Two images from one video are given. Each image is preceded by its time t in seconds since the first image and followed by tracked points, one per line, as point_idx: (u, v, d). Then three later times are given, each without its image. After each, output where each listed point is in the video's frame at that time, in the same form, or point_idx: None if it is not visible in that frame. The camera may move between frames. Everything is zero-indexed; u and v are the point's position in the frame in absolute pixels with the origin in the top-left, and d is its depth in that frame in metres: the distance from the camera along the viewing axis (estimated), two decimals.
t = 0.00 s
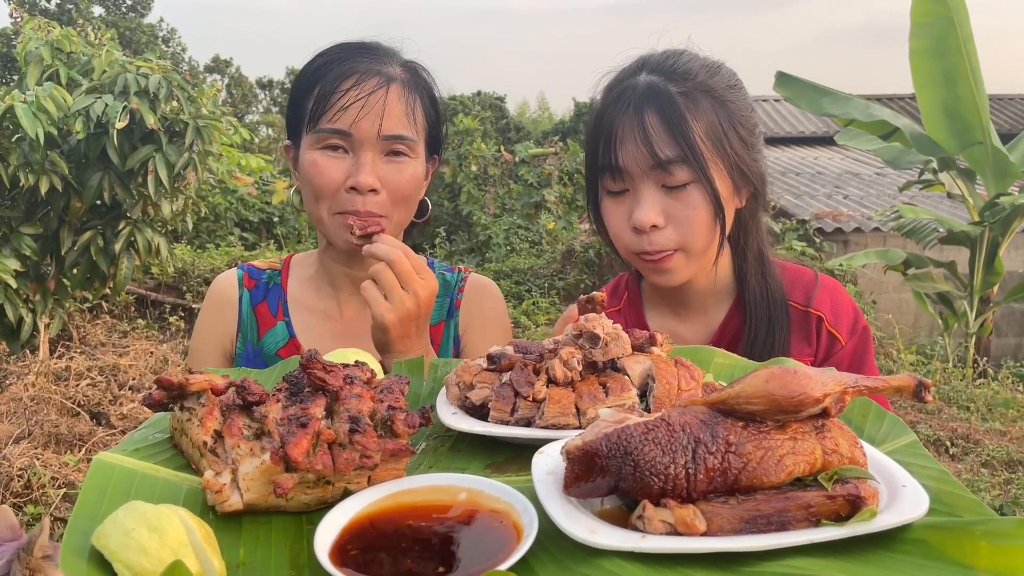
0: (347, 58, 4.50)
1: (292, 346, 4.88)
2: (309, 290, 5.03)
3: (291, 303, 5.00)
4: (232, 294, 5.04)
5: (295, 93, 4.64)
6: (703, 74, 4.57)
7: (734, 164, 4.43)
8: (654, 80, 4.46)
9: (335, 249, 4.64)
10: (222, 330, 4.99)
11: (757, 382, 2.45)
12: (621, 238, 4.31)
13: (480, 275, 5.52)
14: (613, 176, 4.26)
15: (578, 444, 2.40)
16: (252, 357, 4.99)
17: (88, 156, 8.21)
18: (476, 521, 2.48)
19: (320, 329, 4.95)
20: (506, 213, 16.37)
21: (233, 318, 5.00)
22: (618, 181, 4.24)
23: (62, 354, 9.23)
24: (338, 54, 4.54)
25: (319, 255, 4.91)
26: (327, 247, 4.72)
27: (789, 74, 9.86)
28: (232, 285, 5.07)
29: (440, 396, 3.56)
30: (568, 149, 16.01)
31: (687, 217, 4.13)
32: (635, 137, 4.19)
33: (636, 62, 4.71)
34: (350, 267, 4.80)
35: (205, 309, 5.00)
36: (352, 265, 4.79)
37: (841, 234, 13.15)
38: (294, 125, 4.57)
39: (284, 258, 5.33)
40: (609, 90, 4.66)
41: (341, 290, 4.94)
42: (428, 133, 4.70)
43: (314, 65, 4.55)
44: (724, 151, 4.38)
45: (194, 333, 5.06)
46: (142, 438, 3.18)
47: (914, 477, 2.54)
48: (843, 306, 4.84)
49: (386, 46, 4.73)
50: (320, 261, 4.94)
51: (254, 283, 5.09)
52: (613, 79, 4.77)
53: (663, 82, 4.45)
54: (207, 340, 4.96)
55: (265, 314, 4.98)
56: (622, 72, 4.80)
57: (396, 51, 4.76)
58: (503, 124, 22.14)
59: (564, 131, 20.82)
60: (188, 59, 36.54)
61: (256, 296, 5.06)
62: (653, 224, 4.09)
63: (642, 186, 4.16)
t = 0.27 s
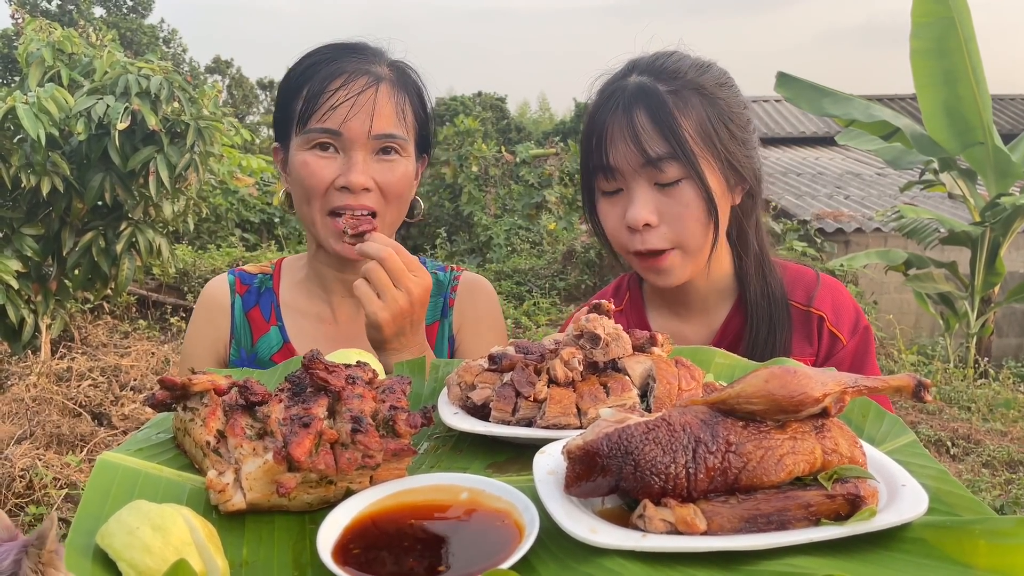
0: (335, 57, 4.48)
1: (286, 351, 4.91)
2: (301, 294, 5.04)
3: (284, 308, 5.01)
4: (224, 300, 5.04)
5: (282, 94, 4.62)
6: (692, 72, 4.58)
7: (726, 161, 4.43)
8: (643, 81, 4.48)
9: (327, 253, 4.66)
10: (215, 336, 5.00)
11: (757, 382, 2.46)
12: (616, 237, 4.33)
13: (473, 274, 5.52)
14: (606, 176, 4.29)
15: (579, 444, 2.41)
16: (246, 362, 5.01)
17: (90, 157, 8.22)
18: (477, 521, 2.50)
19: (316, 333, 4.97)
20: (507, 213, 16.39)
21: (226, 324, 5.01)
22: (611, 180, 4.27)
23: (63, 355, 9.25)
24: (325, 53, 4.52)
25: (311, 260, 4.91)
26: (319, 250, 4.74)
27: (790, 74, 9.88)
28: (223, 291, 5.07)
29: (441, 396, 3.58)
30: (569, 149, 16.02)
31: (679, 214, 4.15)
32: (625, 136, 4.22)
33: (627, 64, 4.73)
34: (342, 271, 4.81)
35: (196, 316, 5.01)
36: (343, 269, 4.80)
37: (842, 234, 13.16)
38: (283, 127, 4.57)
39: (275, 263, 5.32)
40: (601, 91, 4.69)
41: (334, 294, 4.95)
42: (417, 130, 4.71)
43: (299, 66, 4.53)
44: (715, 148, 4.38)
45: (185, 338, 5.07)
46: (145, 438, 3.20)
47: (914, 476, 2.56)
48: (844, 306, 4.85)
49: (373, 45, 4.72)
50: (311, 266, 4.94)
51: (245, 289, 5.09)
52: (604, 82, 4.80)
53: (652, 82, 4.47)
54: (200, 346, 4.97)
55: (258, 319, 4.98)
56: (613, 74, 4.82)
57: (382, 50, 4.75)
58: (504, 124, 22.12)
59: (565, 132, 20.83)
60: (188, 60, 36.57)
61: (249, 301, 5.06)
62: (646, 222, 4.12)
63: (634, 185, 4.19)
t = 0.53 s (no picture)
0: (333, 62, 4.48)
1: (290, 352, 4.93)
2: (304, 296, 5.06)
3: (289, 310, 5.03)
4: (230, 301, 5.06)
5: (281, 98, 4.62)
6: (688, 73, 4.60)
7: (722, 160, 4.44)
8: (639, 82, 4.50)
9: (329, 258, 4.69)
10: (220, 336, 5.02)
11: (757, 383, 2.47)
12: (614, 237, 4.35)
13: (477, 277, 5.54)
14: (604, 177, 4.31)
15: (579, 445, 2.42)
16: (250, 364, 5.03)
17: (92, 158, 8.25)
18: (479, 522, 2.51)
19: (319, 336, 4.99)
20: (508, 214, 16.40)
21: (232, 325, 5.02)
22: (608, 181, 4.29)
23: (65, 356, 9.27)
24: (323, 58, 4.52)
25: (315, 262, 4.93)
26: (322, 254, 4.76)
27: (792, 74, 9.89)
28: (229, 292, 5.09)
29: (443, 398, 3.59)
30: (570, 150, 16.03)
31: (676, 213, 4.17)
32: (622, 138, 4.24)
33: (622, 66, 4.75)
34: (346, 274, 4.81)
35: (202, 316, 5.03)
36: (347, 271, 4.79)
37: (844, 235, 13.16)
38: (283, 132, 4.57)
39: (280, 264, 5.34)
40: (597, 94, 4.71)
41: (339, 297, 4.96)
42: (418, 131, 4.73)
43: (299, 70, 4.53)
44: (711, 147, 4.39)
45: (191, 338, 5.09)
46: (148, 439, 3.21)
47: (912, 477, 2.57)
48: (843, 306, 4.86)
49: (370, 47, 4.72)
50: (315, 268, 4.96)
51: (251, 290, 5.11)
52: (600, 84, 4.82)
53: (648, 83, 4.49)
54: (204, 346, 4.99)
55: (263, 321, 5.01)
56: (609, 77, 4.84)
57: (380, 51, 4.76)
58: (505, 125, 22.12)
59: (567, 132, 20.84)
60: (190, 61, 36.65)
61: (254, 302, 5.08)
62: (644, 223, 4.13)
63: (632, 185, 4.21)
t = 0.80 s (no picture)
0: (339, 70, 4.47)
1: (294, 353, 4.94)
2: (307, 296, 5.07)
3: (291, 310, 5.05)
4: (232, 302, 5.08)
5: (284, 100, 4.60)
6: (684, 73, 4.61)
7: (719, 159, 4.45)
8: (636, 82, 4.51)
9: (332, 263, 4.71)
10: (222, 337, 5.03)
11: (758, 381, 2.48)
12: (612, 237, 4.36)
13: (480, 279, 5.55)
14: (601, 177, 4.32)
15: (581, 443, 2.43)
16: (253, 364, 5.05)
17: (94, 159, 8.27)
18: (481, 520, 2.52)
19: (321, 336, 5.01)
20: (510, 215, 16.41)
21: (234, 326, 5.04)
22: (606, 181, 4.29)
23: (68, 357, 9.29)
24: (329, 65, 4.49)
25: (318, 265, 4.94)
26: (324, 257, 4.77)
27: (793, 74, 9.89)
28: (232, 293, 5.11)
29: (445, 396, 3.60)
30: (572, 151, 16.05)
31: (674, 213, 4.17)
32: (619, 137, 4.25)
33: (619, 67, 4.76)
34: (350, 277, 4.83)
35: (205, 317, 5.05)
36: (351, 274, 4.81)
37: (845, 235, 13.15)
38: (287, 135, 4.56)
39: (282, 265, 5.36)
40: (594, 94, 4.72)
41: (342, 298, 4.97)
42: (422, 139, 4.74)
43: (307, 74, 4.49)
44: (708, 146, 4.40)
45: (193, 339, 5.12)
46: (151, 438, 3.23)
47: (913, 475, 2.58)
48: (843, 305, 4.86)
49: (374, 48, 4.72)
50: (318, 269, 4.98)
51: (253, 291, 5.13)
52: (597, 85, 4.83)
53: (644, 83, 4.49)
54: (207, 347, 5.00)
55: (265, 321, 5.02)
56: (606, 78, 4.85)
57: (385, 53, 4.76)
58: (507, 125, 22.12)
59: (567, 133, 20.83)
60: (192, 62, 36.72)
61: (256, 303, 5.10)
62: (642, 222, 4.14)
63: (629, 185, 4.22)
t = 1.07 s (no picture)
0: (350, 70, 4.47)
1: (295, 352, 4.95)
2: (308, 296, 5.08)
3: (292, 310, 5.06)
4: (233, 302, 5.10)
5: (290, 98, 4.58)
6: (684, 73, 4.62)
7: (719, 158, 4.46)
8: (635, 82, 4.52)
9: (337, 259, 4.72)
10: (223, 337, 5.05)
11: (760, 380, 2.49)
12: (612, 236, 4.36)
13: (480, 278, 5.56)
14: (601, 176, 4.34)
15: (583, 441, 2.43)
16: (254, 364, 5.06)
17: (96, 160, 8.28)
18: (483, 518, 2.53)
19: (323, 335, 5.01)
20: (511, 215, 16.42)
21: (235, 327, 5.06)
22: (606, 180, 4.30)
23: (70, 357, 9.32)
24: (339, 65, 4.50)
25: (320, 262, 4.94)
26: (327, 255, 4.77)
27: (794, 74, 9.90)
28: (232, 293, 5.13)
29: (447, 396, 3.61)
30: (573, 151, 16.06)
31: (673, 211, 4.18)
32: (619, 136, 4.26)
33: (619, 67, 4.76)
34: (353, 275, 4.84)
35: (206, 318, 5.07)
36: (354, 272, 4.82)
37: (847, 235, 13.15)
38: (294, 134, 4.54)
39: (283, 265, 5.37)
40: (594, 94, 4.73)
41: (343, 297, 4.97)
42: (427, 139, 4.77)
43: (315, 74, 4.48)
44: (708, 146, 4.41)
45: (194, 340, 5.13)
46: (154, 438, 3.24)
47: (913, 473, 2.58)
48: (843, 304, 4.87)
49: (379, 49, 4.72)
50: (319, 268, 4.98)
51: (254, 291, 5.14)
52: (597, 85, 4.84)
53: (644, 83, 4.50)
54: (208, 347, 5.02)
55: (267, 321, 5.04)
56: (606, 78, 4.86)
57: (391, 55, 4.76)
58: (508, 126, 22.12)
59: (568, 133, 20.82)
60: (193, 63, 36.80)
61: (257, 303, 5.12)
62: (641, 221, 4.15)
63: (629, 183, 4.22)
